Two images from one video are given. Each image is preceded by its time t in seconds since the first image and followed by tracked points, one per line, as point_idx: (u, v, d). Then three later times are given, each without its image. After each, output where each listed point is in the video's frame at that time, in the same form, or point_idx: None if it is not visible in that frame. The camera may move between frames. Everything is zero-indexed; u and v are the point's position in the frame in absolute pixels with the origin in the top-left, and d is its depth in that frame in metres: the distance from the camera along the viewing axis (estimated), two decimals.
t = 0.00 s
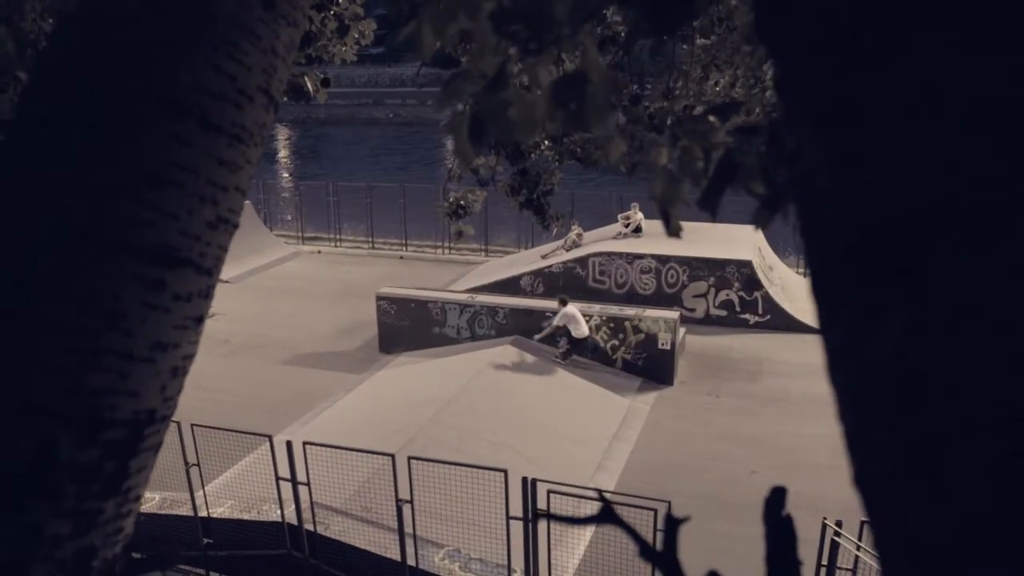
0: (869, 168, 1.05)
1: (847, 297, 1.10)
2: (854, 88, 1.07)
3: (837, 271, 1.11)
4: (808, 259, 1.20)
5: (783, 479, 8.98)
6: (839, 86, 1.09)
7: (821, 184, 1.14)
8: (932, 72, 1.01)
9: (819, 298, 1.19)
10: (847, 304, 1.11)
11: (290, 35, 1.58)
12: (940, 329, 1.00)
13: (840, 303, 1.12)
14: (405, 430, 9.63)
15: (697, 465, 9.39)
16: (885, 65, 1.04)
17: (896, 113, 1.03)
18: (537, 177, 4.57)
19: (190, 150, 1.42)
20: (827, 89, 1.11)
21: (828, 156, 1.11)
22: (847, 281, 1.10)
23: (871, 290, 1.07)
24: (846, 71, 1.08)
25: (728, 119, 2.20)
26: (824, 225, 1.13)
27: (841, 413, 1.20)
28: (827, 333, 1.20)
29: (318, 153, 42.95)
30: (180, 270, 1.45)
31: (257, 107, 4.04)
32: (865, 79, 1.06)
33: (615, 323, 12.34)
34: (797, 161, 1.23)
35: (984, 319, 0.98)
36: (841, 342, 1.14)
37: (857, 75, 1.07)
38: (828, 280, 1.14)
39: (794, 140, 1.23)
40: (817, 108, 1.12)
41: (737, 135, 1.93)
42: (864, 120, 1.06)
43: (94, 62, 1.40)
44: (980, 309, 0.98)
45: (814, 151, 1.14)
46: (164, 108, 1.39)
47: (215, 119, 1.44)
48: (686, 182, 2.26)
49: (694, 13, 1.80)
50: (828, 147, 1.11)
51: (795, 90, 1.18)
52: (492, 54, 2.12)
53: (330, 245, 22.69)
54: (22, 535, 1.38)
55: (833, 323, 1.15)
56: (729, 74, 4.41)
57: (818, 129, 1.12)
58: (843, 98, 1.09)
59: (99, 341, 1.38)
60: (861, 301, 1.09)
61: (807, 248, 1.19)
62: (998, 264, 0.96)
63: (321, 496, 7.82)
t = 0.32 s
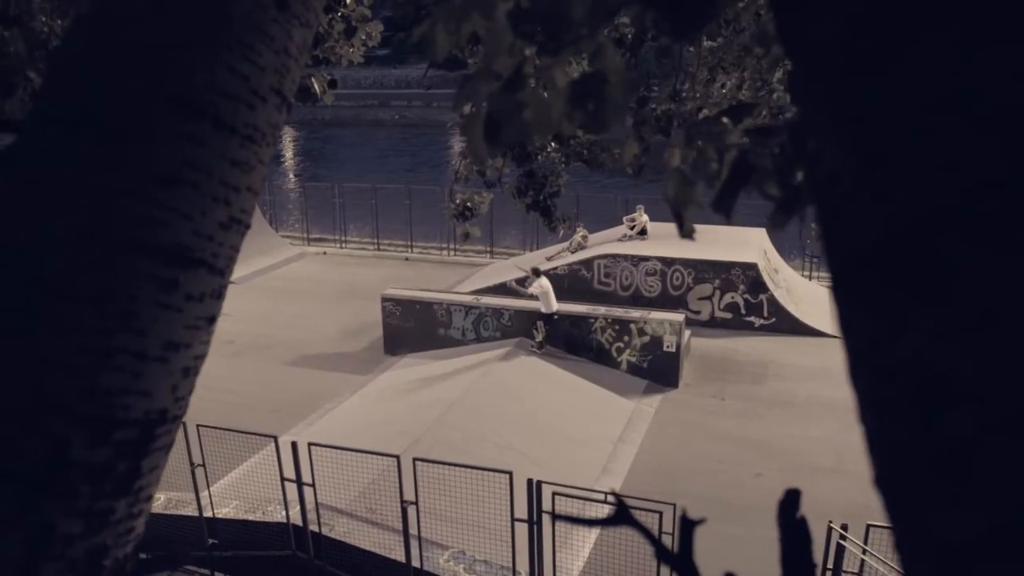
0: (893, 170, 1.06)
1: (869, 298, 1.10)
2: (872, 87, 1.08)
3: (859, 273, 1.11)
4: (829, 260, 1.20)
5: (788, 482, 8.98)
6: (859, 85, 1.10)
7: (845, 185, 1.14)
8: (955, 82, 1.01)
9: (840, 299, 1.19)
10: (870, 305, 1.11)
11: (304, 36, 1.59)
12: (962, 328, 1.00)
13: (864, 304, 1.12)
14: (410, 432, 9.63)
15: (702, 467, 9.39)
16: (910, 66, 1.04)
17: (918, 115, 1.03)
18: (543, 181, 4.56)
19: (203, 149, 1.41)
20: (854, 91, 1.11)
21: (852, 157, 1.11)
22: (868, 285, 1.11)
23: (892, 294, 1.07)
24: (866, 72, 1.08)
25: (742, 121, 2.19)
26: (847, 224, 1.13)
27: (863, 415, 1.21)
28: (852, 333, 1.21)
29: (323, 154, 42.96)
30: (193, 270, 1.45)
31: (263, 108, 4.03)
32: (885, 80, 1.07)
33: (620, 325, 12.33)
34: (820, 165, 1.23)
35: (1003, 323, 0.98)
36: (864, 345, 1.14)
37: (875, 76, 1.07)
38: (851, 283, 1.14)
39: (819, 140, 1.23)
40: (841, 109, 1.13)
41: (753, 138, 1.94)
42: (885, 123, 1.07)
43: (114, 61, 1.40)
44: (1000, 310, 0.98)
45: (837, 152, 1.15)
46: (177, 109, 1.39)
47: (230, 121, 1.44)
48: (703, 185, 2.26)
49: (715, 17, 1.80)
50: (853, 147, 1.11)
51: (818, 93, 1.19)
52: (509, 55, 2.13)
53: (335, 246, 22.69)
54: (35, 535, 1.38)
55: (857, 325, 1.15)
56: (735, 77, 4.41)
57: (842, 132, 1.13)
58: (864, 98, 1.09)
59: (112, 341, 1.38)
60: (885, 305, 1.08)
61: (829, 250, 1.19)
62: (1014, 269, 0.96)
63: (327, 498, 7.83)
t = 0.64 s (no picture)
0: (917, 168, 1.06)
1: (891, 299, 1.11)
2: (891, 86, 1.09)
3: (881, 275, 1.12)
4: (850, 260, 1.21)
5: (794, 485, 8.97)
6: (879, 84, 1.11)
7: (864, 183, 1.14)
8: (973, 85, 1.02)
9: (860, 300, 1.20)
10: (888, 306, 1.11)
11: (314, 35, 1.58)
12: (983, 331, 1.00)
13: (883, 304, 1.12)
14: (414, 434, 9.64)
15: (707, 469, 9.39)
16: (927, 67, 1.05)
17: (937, 118, 1.04)
18: (550, 182, 4.55)
19: (213, 149, 1.41)
20: (873, 93, 1.12)
21: (871, 157, 1.12)
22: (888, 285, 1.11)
23: (913, 298, 1.07)
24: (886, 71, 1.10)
25: (754, 122, 2.21)
26: (867, 225, 1.14)
27: (881, 416, 1.22)
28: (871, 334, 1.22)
29: (330, 156, 42.99)
30: (204, 268, 1.45)
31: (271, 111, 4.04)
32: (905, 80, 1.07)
33: (624, 327, 12.32)
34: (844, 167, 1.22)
35: (1017, 328, 0.99)
36: (882, 346, 1.15)
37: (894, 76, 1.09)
38: (872, 284, 1.15)
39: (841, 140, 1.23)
40: (860, 112, 1.13)
41: (765, 140, 1.97)
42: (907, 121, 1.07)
43: (126, 62, 1.40)
44: (1020, 312, 0.99)
45: (857, 152, 1.15)
46: (191, 111, 1.40)
47: (241, 121, 1.44)
48: (717, 186, 2.27)
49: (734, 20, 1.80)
50: (873, 149, 1.11)
51: (836, 94, 1.19)
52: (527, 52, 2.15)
53: (340, 248, 22.70)
54: (47, 534, 1.38)
55: (875, 323, 1.15)
56: (741, 78, 4.41)
57: (862, 135, 1.13)
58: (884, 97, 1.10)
59: (124, 341, 1.38)
60: (899, 307, 1.09)
61: (851, 251, 1.20)
62: None
63: (332, 500, 7.83)
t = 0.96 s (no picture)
0: (943, 168, 1.07)
1: (917, 299, 1.12)
2: (915, 87, 1.10)
3: (911, 276, 1.13)
4: (878, 258, 1.22)
5: (802, 488, 8.96)
6: (903, 85, 1.12)
7: (892, 184, 1.14)
8: (992, 84, 1.04)
9: (887, 301, 1.21)
10: (915, 305, 1.13)
11: (332, 35, 1.59)
12: (991, 331, 1.03)
13: (911, 303, 1.13)
14: (420, 435, 9.63)
15: (715, 472, 9.37)
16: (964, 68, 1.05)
17: (957, 118, 1.06)
18: (559, 184, 4.54)
19: (232, 150, 1.42)
20: (901, 91, 1.12)
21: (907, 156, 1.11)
22: (915, 285, 1.12)
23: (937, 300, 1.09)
24: (907, 72, 1.11)
25: (771, 122, 2.21)
26: (895, 225, 1.15)
27: (910, 419, 1.22)
28: (895, 336, 1.21)
29: (336, 158, 43.02)
30: (220, 269, 1.45)
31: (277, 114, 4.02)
32: (929, 84, 1.08)
33: (631, 330, 12.29)
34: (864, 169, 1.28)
35: None
36: (910, 346, 1.16)
37: (917, 78, 1.10)
38: (895, 285, 1.17)
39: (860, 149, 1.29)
40: (887, 112, 1.15)
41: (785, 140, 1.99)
42: (930, 123, 1.08)
43: (147, 59, 1.41)
44: None
45: (888, 153, 1.15)
46: (211, 111, 1.40)
47: (259, 122, 1.45)
48: (736, 188, 2.27)
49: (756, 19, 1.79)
50: (899, 150, 1.13)
51: (863, 93, 1.20)
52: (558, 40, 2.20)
53: (346, 250, 22.70)
54: (62, 532, 1.39)
55: (903, 323, 1.17)
56: (750, 81, 4.40)
57: (889, 135, 1.15)
58: (908, 99, 1.11)
59: (141, 341, 1.39)
60: (926, 309, 1.11)
61: (878, 250, 1.21)
62: None
63: (339, 501, 7.84)
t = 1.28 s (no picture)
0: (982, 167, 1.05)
1: (944, 300, 1.10)
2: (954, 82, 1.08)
3: (939, 272, 1.11)
4: (903, 258, 1.20)
5: (811, 490, 8.94)
6: (937, 80, 1.10)
7: (915, 186, 1.14)
8: None
9: (913, 298, 1.19)
10: (945, 305, 1.11)
11: (346, 34, 1.58)
12: None
13: (940, 303, 1.11)
14: (428, 437, 9.65)
15: (723, 474, 9.35)
16: (989, 68, 1.05)
17: (1000, 115, 1.04)
18: (567, 185, 4.54)
19: (247, 149, 1.42)
20: (926, 89, 1.11)
21: (935, 156, 1.10)
22: (944, 282, 1.10)
23: (974, 301, 1.06)
24: (941, 68, 1.09)
25: (791, 118, 2.20)
26: (923, 223, 1.13)
27: (938, 421, 1.20)
28: (921, 334, 1.20)
29: (344, 159, 43.07)
30: (236, 268, 1.45)
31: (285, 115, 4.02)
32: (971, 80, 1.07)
33: (639, 331, 12.31)
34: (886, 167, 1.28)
35: None
36: (937, 347, 1.14)
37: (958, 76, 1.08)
38: (926, 284, 1.14)
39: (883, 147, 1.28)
40: (922, 108, 1.12)
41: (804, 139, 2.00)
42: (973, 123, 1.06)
43: (163, 64, 1.41)
44: None
45: (912, 153, 1.14)
46: (226, 113, 1.40)
47: (274, 121, 1.44)
48: (752, 188, 2.27)
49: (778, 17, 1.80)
50: (932, 148, 1.11)
51: (895, 87, 1.18)
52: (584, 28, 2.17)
53: (354, 250, 22.71)
54: (80, 530, 1.39)
55: (930, 324, 1.15)
56: (759, 82, 4.39)
57: (920, 134, 1.13)
58: (941, 96, 1.10)
59: (158, 341, 1.39)
60: (957, 308, 1.09)
61: (903, 249, 1.19)
62: None
63: (345, 501, 7.89)
